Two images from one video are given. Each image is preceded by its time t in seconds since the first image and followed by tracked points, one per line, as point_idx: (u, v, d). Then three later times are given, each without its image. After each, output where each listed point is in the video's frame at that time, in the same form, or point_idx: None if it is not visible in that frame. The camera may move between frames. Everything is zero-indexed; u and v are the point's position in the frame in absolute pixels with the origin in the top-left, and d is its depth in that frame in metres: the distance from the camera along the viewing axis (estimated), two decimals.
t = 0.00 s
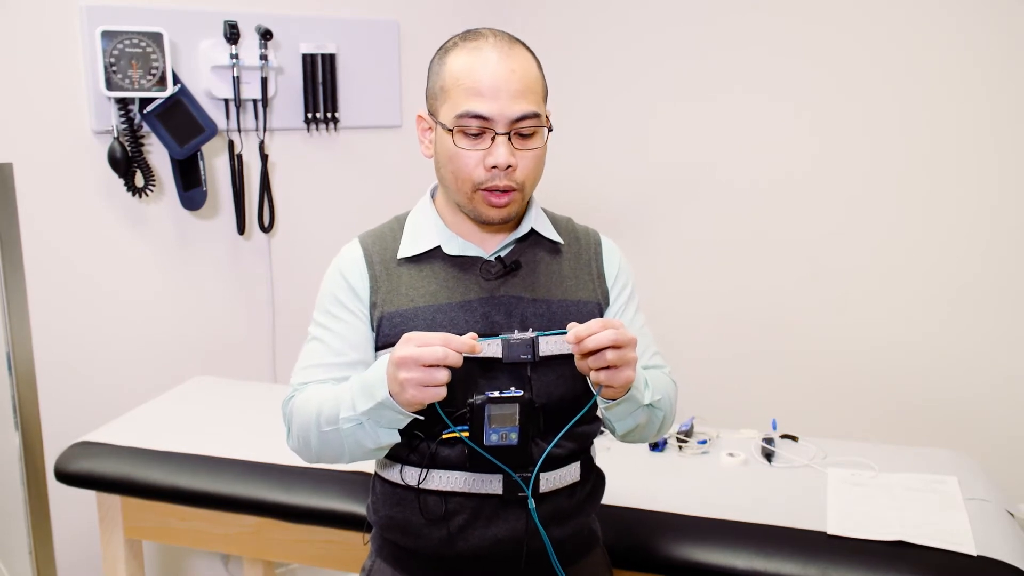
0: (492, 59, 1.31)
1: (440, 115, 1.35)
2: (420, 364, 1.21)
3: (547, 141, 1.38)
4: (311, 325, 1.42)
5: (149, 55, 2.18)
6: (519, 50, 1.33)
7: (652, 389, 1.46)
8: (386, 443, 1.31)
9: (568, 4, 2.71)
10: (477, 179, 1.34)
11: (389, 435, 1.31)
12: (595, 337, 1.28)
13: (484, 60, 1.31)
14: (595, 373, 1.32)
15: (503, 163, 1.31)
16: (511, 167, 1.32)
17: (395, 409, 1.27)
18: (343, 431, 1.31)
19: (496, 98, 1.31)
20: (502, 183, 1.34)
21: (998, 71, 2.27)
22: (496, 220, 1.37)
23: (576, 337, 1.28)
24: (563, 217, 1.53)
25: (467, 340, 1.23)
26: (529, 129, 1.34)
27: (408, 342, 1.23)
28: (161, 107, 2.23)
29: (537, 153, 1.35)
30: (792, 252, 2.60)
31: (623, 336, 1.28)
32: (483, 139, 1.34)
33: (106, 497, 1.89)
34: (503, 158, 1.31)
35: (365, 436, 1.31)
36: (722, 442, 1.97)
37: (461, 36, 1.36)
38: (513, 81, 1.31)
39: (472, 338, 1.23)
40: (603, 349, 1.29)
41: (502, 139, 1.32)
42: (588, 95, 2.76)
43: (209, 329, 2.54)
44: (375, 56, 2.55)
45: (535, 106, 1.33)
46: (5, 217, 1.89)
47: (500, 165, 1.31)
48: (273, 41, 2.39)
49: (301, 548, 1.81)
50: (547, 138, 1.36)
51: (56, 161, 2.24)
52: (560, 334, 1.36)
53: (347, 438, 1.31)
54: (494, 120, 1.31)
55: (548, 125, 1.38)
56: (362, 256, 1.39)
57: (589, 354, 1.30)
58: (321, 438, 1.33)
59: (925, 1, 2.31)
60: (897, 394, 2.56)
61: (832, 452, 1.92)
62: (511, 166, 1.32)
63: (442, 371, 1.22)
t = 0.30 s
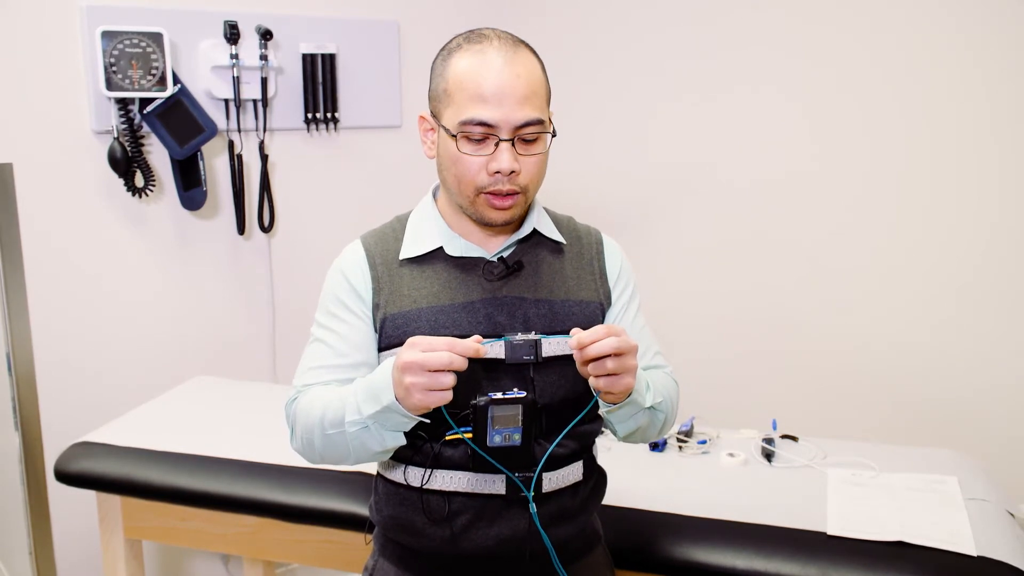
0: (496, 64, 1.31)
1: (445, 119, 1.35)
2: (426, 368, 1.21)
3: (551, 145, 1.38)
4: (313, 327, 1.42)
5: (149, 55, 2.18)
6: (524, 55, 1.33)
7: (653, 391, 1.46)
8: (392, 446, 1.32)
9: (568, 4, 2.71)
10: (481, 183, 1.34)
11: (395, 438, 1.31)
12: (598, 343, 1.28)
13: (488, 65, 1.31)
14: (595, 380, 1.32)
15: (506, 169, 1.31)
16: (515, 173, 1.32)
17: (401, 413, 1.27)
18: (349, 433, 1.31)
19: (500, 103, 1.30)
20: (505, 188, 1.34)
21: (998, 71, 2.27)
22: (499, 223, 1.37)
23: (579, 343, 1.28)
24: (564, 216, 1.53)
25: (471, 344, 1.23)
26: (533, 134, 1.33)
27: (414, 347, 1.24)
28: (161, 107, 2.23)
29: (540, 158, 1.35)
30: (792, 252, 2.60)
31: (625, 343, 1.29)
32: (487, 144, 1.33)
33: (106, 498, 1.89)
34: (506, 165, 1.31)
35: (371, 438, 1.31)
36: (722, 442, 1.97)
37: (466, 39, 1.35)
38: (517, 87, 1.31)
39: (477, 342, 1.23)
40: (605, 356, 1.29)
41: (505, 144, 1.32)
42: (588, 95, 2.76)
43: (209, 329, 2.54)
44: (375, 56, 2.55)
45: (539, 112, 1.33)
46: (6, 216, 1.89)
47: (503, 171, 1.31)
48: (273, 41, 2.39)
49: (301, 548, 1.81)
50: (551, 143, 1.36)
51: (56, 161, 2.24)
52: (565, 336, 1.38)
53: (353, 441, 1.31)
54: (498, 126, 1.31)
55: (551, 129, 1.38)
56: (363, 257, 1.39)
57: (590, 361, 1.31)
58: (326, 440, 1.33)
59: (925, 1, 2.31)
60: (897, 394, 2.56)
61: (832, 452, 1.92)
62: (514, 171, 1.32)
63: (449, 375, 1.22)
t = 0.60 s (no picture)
0: (500, 64, 1.31)
1: (448, 119, 1.35)
2: (422, 367, 1.21)
3: (554, 146, 1.38)
4: (315, 323, 1.42)
5: (149, 55, 2.18)
6: (527, 55, 1.33)
7: (658, 389, 1.47)
8: (393, 443, 1.32)
9: (568, 3, 2.71)
10: (484, 183, 1.34)
11: (396, 435, 1.32)
12: (600, 348, 1.28)
13: (492, 65, 1.31)
14: (601, 381, 1.32)
15: (509, 169, 1.31)
16: (518, 173, 1.32)
17: (402, 410, 1.27)
18: (350, 430, 1.31)
19: (503, 103, 1.30)
20: (508, 188, 1.34)
21: (998, 71, 2.27)
22: (501, 223, 1.37)
23: (581, 349, 1.27)
24: (568, 214, 1.53)
25: (468, 342, 1.22)
26: (536, 134, 1.34)
27: (411, 345, 1.24)
28: (161, 107, 2.23)
29: (543, 158, 1.35)
30: (792, 252, 2.60)
31: (628, 346, 1.29)
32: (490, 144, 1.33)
33: (106, 498, 1.89)
34: (510, 164, 1.31)
35: (372, 435, 1.31)
36: (722, 442, 1.97)
37: (469, 39, 1.35)
38: (521, 87, 1.31)
39: (474, 340, 1.22)
40: (608, 359, 1.29)
41: (509, 145, 1.32)
42: (588, 95, 2.76)
43: (209, 329, 2.54)
44: (375, 56, 2.55)
45: (543, 113, 1.33)
46: (6, 216, 1.89)
47: (506, 171, 1.31)
48: (273, 41, 2.39)
49: (301, 548, 1.81)
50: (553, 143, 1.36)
51: (56, 161, 2.24)
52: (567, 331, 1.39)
53: (354, 437, 1.32)
54: (502, 126, 1.31)
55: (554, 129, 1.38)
56: (367, 253, 1.40)
57: (594, 364, 1.30)
58: (327, 436, 1.34)
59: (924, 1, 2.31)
60: (897, 394, 2.56)
61: (832, 452, 1.92)
62: (517, 171, 1.32)
63: (445, 373, 1.22)
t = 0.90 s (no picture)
0: (498, 53, 1.32)
1: (447, 110, 1.36)
2: (435, 368, 1.21)
3: (554, 139, 1.38)
4: (319, 323, 1.42)
5: (149, 55, 2.18)
6: (526, 47, 1.34)
7: (662, 388, 1.47)
8: (402, 444, 1.31)
9: (568, 3, 2.71)
10: (481, 173, 1.34)
11: (404, 436, 1.31)
12: (602, 350, 1.27)
13: (490, 54, 1.32)
14: (609, 382, 1.32)
15: (507, 157, 1.31)
16: (516, 162, 1.32)
17: (412, 411, 1.27)
18: (358, 431, 1.31)
19: (501, 91, 1.31)
20: (506, 178, 1.34)
21: (998, 71, 2.27)
22: (500, 215, 1.36)
23: (584, 352, 1.27)
24: (570, 214, 1.53)
25: (480, 343, 1.23)
26: (535, 123, 1.34)
27: (422, 346, 1.23)
28: (161, 107, 2.23)
29: (543, 148, 1.35)
30: (792, 252, 2.60)
31: (630, 345, 1.29)
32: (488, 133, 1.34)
33: (106, 497, 1.89)
34: (507, 152, 1.31)
35: (380, 436, 1.31)
36: (722, 442, 1.97)
37: (470, 33, 1.37)
38: (520, 76, 1.32)
39: (486, 342, 1.23)
40: (614, 359, 1.29)
41: (507, 132, 1.32)
42: (588, 95, 2.76)
43: (209, 329, 2.54)
44: (375, 56, 2.55)
45: (542, 102, 1.34)
46: (5, 215, 1.88)
47: (503, 159, 1.31)
48: (273, 41, 2.39)
49: (301, 548, 1.81)
50: (553, 135, 1.36)
51: (55, 161, 2.23)
52: (574, 331, 1.39)
53: (362, 438, 1.31)
54: (499, 113, 1.32)
55: (554, 122, 1.38)
56: (370, 253, 1.40)
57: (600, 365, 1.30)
58: (333, 437, 1.34)
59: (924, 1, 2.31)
60: (897, 394, 2.56)
61: (832, 452, 1.92)
62: (515, 160, 1.32)
63: (457, 374, 1.23)
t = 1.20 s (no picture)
0: (487, 42, 1.35)
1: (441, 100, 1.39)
2: (439, 362, 1.21)
3: (547, 129, 1.38)
4: (323, 323, 1.42)
5: (149, 55, 2.18)
6: (517, 37, 1.36)
7: (667, 392, 1.47)
8: (406, 441, 1.32)
9: (568, 3, 2.71)
10: (472, 160, 1.35)
11: (409, 433, 1.32)
12: (607, 359, 1.27)
13: (480, 42, 1.35)
14: (613, 391, 1.32)
15: (494, 141, 1.32)
16: (505, 147, 1.33)
17: (416, 407, 1.27)
18: (363, 428, 1.31)
19: (490, 77, 1.33)
20: (496, 164, 1.34)
21: (999, 72, 2.28)
22: (492, 203, 1.36)
23: (589, 363, 1.27)
24: (576, 215, 1.53)
25: (484, 337, 1.22)
26: (525, 110, 1.35)
27: (427, 341, 1.23)
28: (161, 107, 2.23)
29: (534, 135, 1.36)
30: (792, 252, 2.60)
31: (635, 352, 1.29)
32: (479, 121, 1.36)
33: (106, 497, 1.89)
34: (495, 137, 1.32)
35: (385, 433, 1.31)
36: (722, 442, 1.97)
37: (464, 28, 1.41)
38: (508, 63, 1.34)
39: (489, 336, 1.23)
40: (619, 368, 1.29)
41: (495, 118, 1.34)
42: (588, 95, 2.75)
43: (209, 329, 2.54)
44: (375, 56, 2.55)
45: (531, 89, 1.35)
46: (6, 215, 1.88)
47: (491, 143, 1.32)
48: (273, 41, 2.38)
49: (302, 548, 1.81)
50: (546, 122, 1.37)
51: (55, 161, 2.23)
52: (577, 330, 1.39)
53: (367, 435, 1.31)
54: (488, 98, 1.34)
55: (549, 112, 1.39)
56: (375, 252, 1.40)
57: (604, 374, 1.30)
58: (338, 435, 1.34)
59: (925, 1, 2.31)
60: (897, 395, 2.56)
61: (832, 452, 1.92)
62: (503, 145, 1.32)
63: (461, 368, 1.22)
